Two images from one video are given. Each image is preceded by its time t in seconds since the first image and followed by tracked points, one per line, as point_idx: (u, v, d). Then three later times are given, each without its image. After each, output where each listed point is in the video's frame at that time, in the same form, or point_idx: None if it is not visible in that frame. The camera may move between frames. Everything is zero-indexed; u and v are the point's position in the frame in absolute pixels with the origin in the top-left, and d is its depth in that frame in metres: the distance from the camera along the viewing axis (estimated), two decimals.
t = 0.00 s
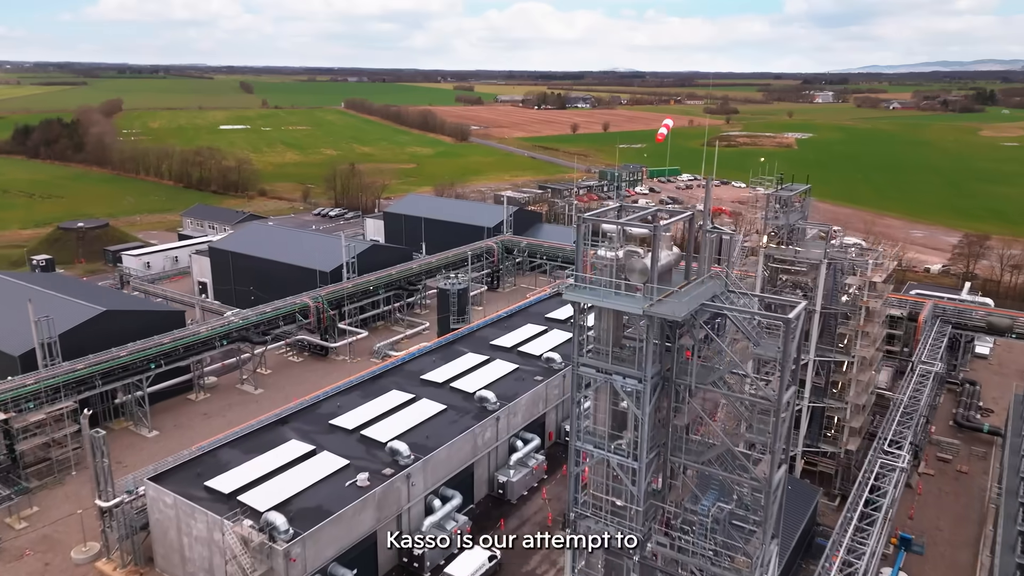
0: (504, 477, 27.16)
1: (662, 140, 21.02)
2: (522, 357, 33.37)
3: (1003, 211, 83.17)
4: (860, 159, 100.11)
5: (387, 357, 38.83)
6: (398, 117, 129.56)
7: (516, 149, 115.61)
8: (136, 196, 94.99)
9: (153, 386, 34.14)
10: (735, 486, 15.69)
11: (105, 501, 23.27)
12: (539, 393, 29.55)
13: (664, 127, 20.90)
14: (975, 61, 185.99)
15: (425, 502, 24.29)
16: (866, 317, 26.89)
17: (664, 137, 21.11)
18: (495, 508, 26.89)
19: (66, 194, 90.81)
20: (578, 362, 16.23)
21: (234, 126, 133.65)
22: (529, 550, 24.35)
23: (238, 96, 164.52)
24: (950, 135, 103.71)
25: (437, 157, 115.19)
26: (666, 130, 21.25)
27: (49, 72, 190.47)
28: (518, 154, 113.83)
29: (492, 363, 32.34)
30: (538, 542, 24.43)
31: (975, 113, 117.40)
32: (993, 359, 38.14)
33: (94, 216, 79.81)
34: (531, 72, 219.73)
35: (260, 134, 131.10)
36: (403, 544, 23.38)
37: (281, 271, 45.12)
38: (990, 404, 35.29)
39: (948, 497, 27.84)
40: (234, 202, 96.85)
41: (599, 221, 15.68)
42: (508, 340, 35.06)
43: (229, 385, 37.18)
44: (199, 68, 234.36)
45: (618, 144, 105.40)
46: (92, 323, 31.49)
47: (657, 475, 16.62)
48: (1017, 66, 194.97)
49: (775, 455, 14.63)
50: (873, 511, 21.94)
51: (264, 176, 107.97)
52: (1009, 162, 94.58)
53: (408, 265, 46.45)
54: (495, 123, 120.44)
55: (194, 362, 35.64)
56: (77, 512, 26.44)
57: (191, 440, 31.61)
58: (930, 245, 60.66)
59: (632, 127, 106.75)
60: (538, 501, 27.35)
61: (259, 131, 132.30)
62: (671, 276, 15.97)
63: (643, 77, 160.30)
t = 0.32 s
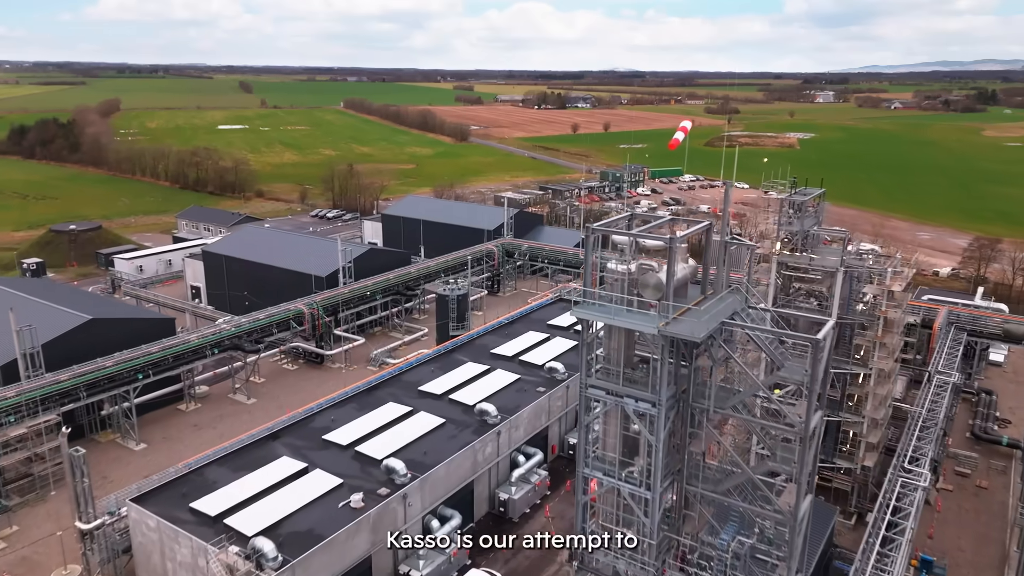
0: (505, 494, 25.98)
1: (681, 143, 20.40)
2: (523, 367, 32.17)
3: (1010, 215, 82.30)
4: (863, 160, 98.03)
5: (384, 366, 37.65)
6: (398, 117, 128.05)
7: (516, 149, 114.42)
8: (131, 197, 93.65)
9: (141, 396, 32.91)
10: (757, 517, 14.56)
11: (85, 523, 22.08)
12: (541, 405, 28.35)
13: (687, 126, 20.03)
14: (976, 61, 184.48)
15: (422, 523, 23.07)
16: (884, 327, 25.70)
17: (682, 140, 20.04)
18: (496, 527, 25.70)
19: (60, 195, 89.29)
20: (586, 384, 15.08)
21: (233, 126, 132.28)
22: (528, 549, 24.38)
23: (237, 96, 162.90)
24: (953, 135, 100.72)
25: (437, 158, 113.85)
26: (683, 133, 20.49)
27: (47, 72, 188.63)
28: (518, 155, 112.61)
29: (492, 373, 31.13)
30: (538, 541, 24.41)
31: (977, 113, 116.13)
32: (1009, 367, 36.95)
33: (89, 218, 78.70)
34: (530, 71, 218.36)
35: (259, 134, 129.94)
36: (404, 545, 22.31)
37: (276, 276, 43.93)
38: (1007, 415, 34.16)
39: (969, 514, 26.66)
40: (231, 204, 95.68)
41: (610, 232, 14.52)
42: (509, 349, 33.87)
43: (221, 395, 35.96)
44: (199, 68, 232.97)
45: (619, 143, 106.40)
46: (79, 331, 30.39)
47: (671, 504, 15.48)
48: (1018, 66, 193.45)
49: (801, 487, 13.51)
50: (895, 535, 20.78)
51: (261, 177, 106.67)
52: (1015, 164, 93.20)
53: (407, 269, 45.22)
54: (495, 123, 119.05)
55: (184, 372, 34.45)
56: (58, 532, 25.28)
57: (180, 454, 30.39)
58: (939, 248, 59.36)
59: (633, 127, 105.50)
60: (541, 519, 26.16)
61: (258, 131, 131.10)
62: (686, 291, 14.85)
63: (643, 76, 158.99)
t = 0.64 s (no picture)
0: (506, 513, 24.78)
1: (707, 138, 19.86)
2: (525, 377, 31.02)
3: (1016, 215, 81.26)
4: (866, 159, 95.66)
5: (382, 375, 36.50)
6: (397, 117, 126.70)
7: (516, 150, 113.34)
8: (126, 198, 92.67)
9: (129, 408, 31.76)
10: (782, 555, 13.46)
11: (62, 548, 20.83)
12: (544, 418, 27.19)
13: (707, 129, 19.59)
14: (976, 61, 182.61)
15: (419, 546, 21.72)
16: (905, 339, 24.50)
17: (702, 143, 19.30)
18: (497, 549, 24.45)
19: (55, 196, 88.44)
20: (596, 409, 13.94)
21: (231, 126, 131.21)
22: (530, 567, 23.41)
23: (236, 96, 161.38)
24: (956, 135, 100.99)
25: (436, 158, 112.74)
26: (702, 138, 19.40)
27: (45, 72, 186.79)
28: (518, 155, 111.46)
29: (493, 384, 29.98)
30: (538, 542, 24.41)
31: (979, 113, 114.84)
32: None
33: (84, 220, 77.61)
34: (530, 71, 217.04)
35: (258, 134, 128.87)
36: (403, 545, 21.04)
37: (270, 281, 42.71)
38: None
39: (992, 534, 25.51)
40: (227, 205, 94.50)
41: (622, 245, 13.37)
42: (510, 358, 32.72)
43: (213, 406, 34.80)
44: (199, 68, 232.14)
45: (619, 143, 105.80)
46: (64, 339, 29.34)
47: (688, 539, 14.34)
48: (1019, 66, 192.06)
49: (833, 525, 12.39)
50: (920, 562, 19.64)
51: (259, 177, 105.49)
52: (1019, 164, 91.85)
53: (405, 273, 44.01)
54: (495, 123, 117.82)
55: (174, 381, 33.25)
56: (36, 554, 24.06)
57: (168, 468, 29.21)
58: (947, 251, 58.27)
59: (634, 128, 104.15)
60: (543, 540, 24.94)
61: (256, 131, 129.97)
62: (704, 309, 13.74)
63: (643, 77, 157.87)
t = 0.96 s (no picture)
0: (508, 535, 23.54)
1: (725, 157, 20.48)
2: (527, 389, 29.88)
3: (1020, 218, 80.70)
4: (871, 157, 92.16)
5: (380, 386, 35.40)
6: (396, 117, 125.26)
7: (517, 150, 112.25)
8: (122, 199, 91.59)
9: (115, 421, 30.57)
10: None
11: None
12: (547, 434, 26.02)
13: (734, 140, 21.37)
14: (976, 63, 180.92)
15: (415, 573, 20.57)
16: (926, 353, 23.41)
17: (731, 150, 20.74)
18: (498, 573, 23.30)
19: (50, 197, 87.29)
20: (608, 440, 12.80)
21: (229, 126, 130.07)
22: None
23: (235, 96, 159.99)
24: (958, 135, 98.41)
25: (436, 159, 111.51)
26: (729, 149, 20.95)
27: (45, 72, 184.98)
28: (519, 156, 110.25)
29: (493, 397, 28.82)
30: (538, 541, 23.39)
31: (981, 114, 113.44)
32: None
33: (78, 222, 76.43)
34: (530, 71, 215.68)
35: (257, 134, 127.72)
36: (403, 545, 20.03)
37: (265, 286, 41.53)
38: None
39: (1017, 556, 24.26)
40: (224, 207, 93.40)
41: (638, 263, 12.31)
42: (511, 368, 31.55)
43: (203, 418, 33.61)
44: (199, 68, 230.75)
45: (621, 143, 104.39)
46: (47, 351, 28.19)
47: None
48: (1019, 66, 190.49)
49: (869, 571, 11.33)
50: None
51: (256, 178, 104.31)
52: None
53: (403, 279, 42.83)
54: (495, 123, 116.42)
55: (164, 393, 32.08)
56: None
57: (155, 485, 27.99)
58: (955, 254, 57.06)
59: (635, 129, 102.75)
60: (547, 563, 23.72)
61: (255, 131, 128.75)
62: (725, 333, 12.65)
63: (644, 77, 156.53)
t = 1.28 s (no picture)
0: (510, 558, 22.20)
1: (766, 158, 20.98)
2: (529, 402, 28.68)
3: None
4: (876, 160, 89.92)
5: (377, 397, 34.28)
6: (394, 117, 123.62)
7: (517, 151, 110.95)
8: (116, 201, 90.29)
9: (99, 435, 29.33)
10: None
11: None
12: (551, 450, 24.79)
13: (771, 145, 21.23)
14: (978, 64, 179.07)
15: None
16: (950, 367, 22.36)
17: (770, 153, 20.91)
18: None
19: (43, 199, 85.96)
20: (626, 476, 11.84)
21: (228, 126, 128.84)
22: None
23: (234, 96, 158.72)
24: (960, 136, 95.91)
25: (435, 160, 110.22)
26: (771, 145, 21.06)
27: (43, 72, 183.68)
28: (519, 156, 108.97)
29: (494, 411, 27.61)
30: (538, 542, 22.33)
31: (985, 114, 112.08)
32: None
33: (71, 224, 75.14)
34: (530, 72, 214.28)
35: (256, 134, 126.50)
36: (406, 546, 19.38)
37: (258, 292, 40.33)
38: None
39: None
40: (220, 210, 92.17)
41: (657, 283, 11.25)
42: (513, 380, 30.36)
43: (193, 430, 32.45)
44: (198, 67, 229.06)
45: (621, 144, 102.92)
46: (29, 362, 27.04)
47: None
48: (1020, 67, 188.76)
49: None
50: None
51: (253, 180, 103.06)
52: None
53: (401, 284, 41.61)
54: (494, 123, 114.88)
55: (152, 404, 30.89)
56: None
57: (141, 503, 26.78)
58: (964, 258, 55.56)
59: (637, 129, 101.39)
60: None
61: (253, 132, 127.42)
62: (751, 360, 11.60)
63: (644, 77, 155.16)
